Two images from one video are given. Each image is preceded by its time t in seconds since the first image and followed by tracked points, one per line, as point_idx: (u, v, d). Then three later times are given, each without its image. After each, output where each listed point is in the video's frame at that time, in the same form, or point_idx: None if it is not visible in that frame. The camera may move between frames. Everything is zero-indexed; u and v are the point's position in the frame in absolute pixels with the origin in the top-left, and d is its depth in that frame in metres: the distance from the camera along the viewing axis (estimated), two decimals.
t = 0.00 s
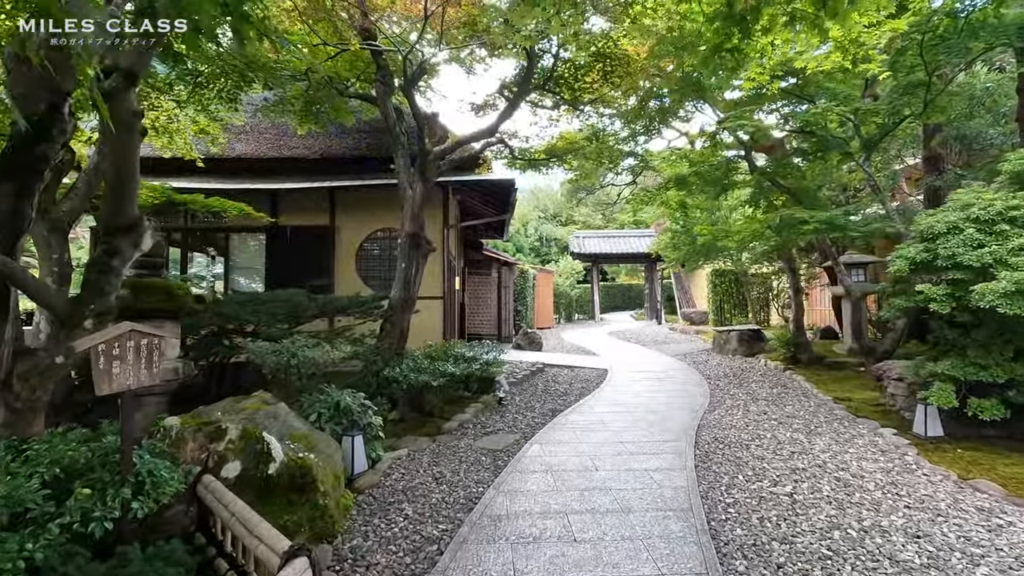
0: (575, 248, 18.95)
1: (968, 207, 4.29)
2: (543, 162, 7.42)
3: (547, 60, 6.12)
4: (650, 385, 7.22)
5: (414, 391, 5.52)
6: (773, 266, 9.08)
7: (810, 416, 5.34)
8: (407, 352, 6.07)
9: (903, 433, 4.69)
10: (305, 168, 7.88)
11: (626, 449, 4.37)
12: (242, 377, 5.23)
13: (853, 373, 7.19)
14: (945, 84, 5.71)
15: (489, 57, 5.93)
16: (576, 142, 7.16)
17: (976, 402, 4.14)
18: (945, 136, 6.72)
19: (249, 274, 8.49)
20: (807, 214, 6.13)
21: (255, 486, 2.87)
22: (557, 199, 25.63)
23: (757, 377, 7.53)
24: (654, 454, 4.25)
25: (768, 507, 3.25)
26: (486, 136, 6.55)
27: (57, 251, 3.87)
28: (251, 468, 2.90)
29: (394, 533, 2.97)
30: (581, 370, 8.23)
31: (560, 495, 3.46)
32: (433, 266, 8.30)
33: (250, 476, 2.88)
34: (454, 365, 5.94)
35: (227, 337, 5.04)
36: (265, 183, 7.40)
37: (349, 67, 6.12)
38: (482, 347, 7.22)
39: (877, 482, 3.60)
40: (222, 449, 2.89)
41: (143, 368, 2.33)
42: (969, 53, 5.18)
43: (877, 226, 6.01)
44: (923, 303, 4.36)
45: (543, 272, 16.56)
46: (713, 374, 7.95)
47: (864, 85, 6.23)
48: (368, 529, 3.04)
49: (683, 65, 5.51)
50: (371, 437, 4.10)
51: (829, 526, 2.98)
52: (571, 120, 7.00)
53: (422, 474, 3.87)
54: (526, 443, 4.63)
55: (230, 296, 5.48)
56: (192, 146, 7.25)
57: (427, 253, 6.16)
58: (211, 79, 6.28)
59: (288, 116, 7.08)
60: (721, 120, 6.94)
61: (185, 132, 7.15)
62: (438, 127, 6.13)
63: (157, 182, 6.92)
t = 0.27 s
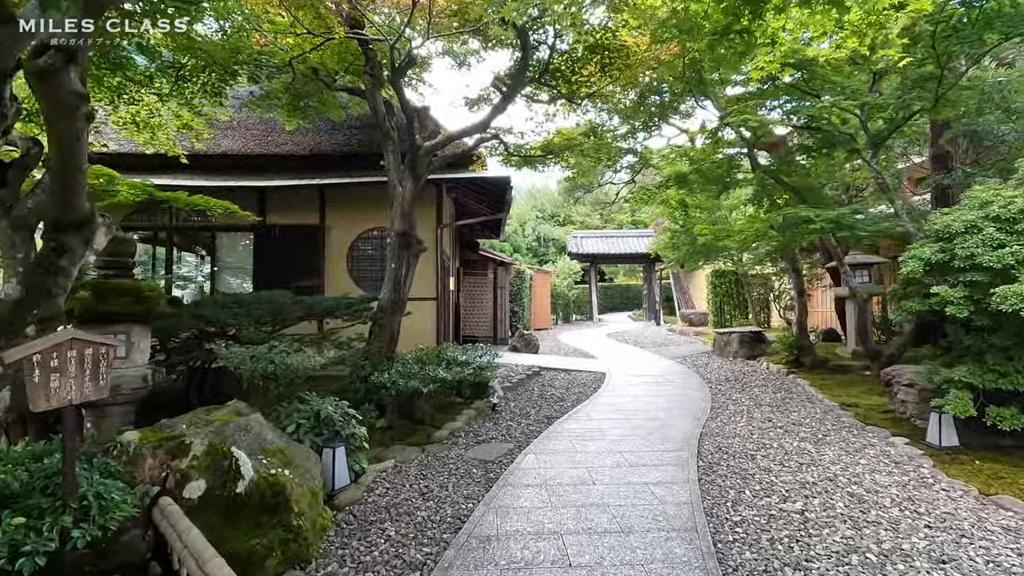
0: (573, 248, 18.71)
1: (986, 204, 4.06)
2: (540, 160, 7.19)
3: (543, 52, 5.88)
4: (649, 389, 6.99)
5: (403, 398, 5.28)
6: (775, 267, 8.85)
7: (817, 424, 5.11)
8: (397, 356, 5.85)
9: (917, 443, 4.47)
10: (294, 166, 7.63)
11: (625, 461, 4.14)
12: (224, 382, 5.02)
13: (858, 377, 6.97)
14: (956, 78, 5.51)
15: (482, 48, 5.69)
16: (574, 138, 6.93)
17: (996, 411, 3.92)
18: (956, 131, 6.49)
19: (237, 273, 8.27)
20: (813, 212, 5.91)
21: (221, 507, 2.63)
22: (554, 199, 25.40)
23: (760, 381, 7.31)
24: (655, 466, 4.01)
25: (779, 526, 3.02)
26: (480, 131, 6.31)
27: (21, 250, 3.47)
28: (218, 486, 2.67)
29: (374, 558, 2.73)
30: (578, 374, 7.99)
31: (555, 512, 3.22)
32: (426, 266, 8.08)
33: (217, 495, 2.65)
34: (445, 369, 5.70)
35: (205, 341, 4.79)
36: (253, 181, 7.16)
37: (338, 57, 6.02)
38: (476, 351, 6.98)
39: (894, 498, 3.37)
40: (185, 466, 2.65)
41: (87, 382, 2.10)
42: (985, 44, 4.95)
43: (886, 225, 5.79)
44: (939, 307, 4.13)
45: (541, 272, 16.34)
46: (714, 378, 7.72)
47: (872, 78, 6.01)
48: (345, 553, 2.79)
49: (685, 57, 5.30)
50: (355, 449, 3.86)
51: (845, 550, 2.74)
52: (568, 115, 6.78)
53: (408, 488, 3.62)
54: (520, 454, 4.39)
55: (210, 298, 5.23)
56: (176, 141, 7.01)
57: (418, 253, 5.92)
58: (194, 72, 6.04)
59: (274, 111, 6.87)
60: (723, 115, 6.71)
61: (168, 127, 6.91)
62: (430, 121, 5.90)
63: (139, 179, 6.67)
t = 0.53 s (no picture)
0: (571, 248, 18.48)
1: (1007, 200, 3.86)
2: (537, 156, 6.98)
3: (540, 43, 5.68)
4: (650, 393, 6.76)
5: (394, 404, 5.04)
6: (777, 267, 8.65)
7: (826, 431, 4.89)
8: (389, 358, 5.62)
9: (932, 451, 4.26)
10: (284, 162, 7.40)
11: (625, 471, 3.91)
12: (207, 387, 4.74)
13: (865, 381, 6.76)
14: (969, 71, 5.31)
15: (477, 39, 5.49)
16: (573, 133, 6.72)
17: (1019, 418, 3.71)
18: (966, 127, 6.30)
19: (230, 273, 7.98)
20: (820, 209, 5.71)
21: (186, 529, 2.39)
22: (552, 199, 25.21)
23: (763, 385, 7.08)
24: (658, 477, 3.79)
25: (793, 546, 2.79)
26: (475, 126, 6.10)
27: None
28: (183, 505, 2.44)
29: None
30: (576, 377, 7.77)
31: (552, 529, 3.00)
32: (421, 265, 7.88)
33: (181, 515, 2.41)
34: (438, 373, 5.47)
35: (184, 345, 4.54)
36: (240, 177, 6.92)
37: (326, 51, 5.82)
38: (471, 353, 6.75)
39: (914, 513, 3.15)
40: (146, 484, 2.42)
41: (24, 393, 2.01)
42: (1001, 35, 4.75)
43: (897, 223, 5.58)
44: (957, 308, 3.93)
45: (538, 272, 16.13)
46: (716, 381, 7.50)
47: (880, 71, 5.81)
48: None
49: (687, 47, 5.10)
50: (339, 459, 3.63)
51: (868, 573, 2.52)
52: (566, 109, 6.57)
53: (396, 502, 3.39)
54: (515, 463, 4.17)
55: (191, 299, 4.99)
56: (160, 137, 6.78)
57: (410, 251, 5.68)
58: (178, 64, 5.81)
59: (259, 105, 6.63)
60: (726, 110, 6.51)
61: (152, 122, 6.69)
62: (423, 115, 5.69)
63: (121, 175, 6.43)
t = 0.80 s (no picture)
0: (569, 248, 18.24)
1: None
2: (535, 153, 6.74)
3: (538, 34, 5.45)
4: (651, 397, 6.53)
5: (384, 410, 4.80)
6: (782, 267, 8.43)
7: (837, 439, 4.67)
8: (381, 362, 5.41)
9: (952, 461, 4.04)
10: (274, 159, 7.17)
11: (628, 484, 3.68)
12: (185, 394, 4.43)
13: (873, 385, 6.54)
14: (985, 63, 5.10)
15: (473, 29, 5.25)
16: (573, 127, 6.48)
17: None
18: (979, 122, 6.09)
19: (222, 272, 7.71)
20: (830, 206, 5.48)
21: (145, 559, 2.15)
22: (551, 198, 24.98)
23: (769, 388, 6.86)
24: (664, 491, 3.55)
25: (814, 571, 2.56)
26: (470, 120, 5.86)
27: None
28: (142, 531, 2.19)
29: None
30: (575, 380, 7.54)
31: (551, 552, 2.76)
32: (416, 265, 7.67)
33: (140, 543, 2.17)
34: (431, 378, 5.23)
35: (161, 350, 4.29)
36: (228, 174, 6.68)
37: (314, 40, 5.76)
38: (466, 356, 6.52)
39: (940, 533, 2.93)
40: (100, 507, 2.19)
41: None
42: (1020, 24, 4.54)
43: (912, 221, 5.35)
44: (981, 311, 3.72)
45: (536, 272, 15.90)
46: (719, 384, 7.27)
47: (890, 63, 5.60)
48: None
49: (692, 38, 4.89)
50: (323, 473, 3.40)
51: None
52: (564, 103, 6.33)
53: (383, 520, 3.16)
54: (512, 475, 3.93)
55: (171, 301, 4.75)
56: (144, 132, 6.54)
57: (403, 251, 5.45)
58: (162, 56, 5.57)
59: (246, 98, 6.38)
60: (730, 104, 6.30)
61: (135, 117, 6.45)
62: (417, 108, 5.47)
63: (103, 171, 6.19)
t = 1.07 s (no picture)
0: (567, 248, 18.01)
1: None
2: (532, 149, 6.51)
3: (535, 23, 5.24)
4: (652, 401, 6.30)
5: (373, 417, 4.58)
6: (785, 267, 8.21)
7: (848, 447, 4.46)
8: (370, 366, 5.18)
9: (971, 472, 3.83)
10: (262, 155, 6.93)
11: (630, 498, 3.46)
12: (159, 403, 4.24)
13: (881, 389, 6.33)
14: (999, 55, 4.91)
15: (466, 18, 5.03)
16: (571, 122, 6.25)
17: None
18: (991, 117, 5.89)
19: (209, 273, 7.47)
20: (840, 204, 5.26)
21: None
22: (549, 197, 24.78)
23: (773, 392, 6.64)
24: (668, 506, 3.33)
25: None
26: (464, 114, 5.64)
27: None
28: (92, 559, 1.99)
29: None
30: (573, 383, 7.31)
31: None
32: (409, 265, 7.45)
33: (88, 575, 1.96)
34: (423, 383, 5.01)
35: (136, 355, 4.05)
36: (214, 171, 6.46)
37: (301, 30, 5.49)
38: (460, 359, 6.29)
39: (967, 554, 2.72)
40: (44, 534, 2.00)
41: None
42: None
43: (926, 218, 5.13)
44: (1003, 312, 3.52)
45: (534, 272, 15.68)
46: (721, 388, 7.04)
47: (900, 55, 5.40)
48: None
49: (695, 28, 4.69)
50: (303, 487, 3.18)
51: None
52: (562, 97, 6.11)
53: (367, 539, 2.93)
54: (506, 487, 3.71)
55: (148, 302, 4.51)
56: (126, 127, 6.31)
57: (394, 249, 5.21)
58: (144, 47, 5.34)
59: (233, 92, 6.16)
60: (734, 99, 6.11)
61: (116, 111, 6.21)
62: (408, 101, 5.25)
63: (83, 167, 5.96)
